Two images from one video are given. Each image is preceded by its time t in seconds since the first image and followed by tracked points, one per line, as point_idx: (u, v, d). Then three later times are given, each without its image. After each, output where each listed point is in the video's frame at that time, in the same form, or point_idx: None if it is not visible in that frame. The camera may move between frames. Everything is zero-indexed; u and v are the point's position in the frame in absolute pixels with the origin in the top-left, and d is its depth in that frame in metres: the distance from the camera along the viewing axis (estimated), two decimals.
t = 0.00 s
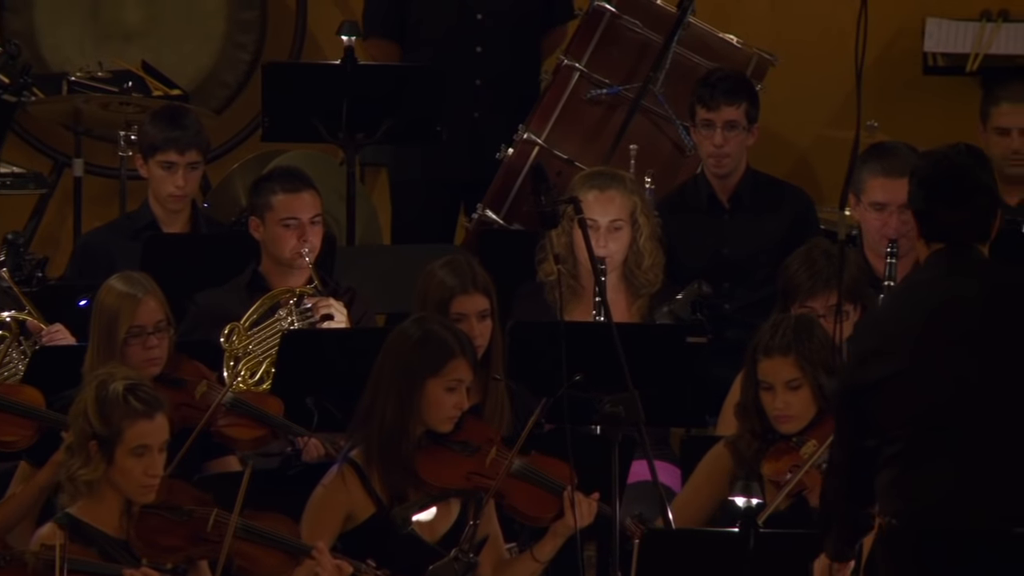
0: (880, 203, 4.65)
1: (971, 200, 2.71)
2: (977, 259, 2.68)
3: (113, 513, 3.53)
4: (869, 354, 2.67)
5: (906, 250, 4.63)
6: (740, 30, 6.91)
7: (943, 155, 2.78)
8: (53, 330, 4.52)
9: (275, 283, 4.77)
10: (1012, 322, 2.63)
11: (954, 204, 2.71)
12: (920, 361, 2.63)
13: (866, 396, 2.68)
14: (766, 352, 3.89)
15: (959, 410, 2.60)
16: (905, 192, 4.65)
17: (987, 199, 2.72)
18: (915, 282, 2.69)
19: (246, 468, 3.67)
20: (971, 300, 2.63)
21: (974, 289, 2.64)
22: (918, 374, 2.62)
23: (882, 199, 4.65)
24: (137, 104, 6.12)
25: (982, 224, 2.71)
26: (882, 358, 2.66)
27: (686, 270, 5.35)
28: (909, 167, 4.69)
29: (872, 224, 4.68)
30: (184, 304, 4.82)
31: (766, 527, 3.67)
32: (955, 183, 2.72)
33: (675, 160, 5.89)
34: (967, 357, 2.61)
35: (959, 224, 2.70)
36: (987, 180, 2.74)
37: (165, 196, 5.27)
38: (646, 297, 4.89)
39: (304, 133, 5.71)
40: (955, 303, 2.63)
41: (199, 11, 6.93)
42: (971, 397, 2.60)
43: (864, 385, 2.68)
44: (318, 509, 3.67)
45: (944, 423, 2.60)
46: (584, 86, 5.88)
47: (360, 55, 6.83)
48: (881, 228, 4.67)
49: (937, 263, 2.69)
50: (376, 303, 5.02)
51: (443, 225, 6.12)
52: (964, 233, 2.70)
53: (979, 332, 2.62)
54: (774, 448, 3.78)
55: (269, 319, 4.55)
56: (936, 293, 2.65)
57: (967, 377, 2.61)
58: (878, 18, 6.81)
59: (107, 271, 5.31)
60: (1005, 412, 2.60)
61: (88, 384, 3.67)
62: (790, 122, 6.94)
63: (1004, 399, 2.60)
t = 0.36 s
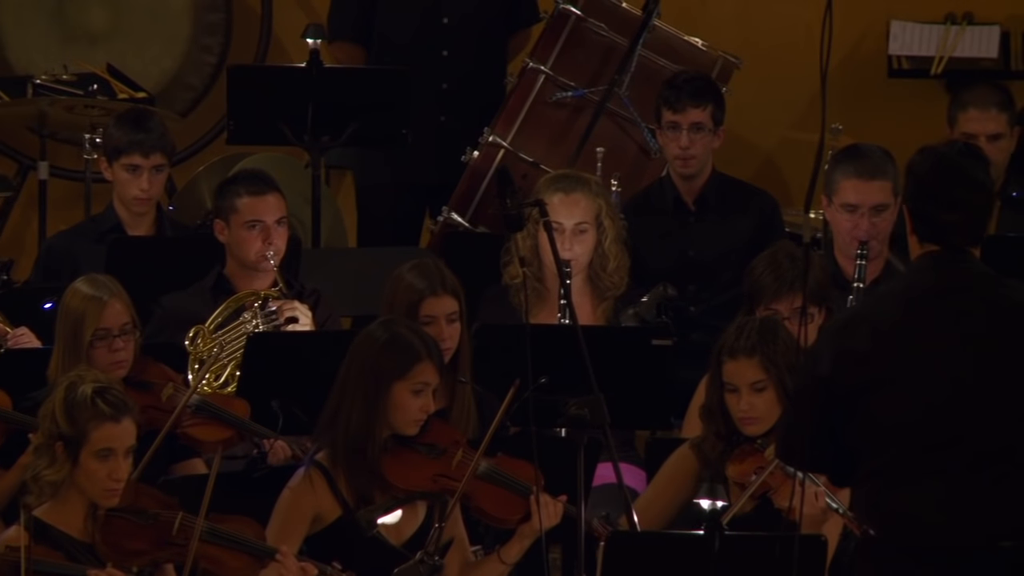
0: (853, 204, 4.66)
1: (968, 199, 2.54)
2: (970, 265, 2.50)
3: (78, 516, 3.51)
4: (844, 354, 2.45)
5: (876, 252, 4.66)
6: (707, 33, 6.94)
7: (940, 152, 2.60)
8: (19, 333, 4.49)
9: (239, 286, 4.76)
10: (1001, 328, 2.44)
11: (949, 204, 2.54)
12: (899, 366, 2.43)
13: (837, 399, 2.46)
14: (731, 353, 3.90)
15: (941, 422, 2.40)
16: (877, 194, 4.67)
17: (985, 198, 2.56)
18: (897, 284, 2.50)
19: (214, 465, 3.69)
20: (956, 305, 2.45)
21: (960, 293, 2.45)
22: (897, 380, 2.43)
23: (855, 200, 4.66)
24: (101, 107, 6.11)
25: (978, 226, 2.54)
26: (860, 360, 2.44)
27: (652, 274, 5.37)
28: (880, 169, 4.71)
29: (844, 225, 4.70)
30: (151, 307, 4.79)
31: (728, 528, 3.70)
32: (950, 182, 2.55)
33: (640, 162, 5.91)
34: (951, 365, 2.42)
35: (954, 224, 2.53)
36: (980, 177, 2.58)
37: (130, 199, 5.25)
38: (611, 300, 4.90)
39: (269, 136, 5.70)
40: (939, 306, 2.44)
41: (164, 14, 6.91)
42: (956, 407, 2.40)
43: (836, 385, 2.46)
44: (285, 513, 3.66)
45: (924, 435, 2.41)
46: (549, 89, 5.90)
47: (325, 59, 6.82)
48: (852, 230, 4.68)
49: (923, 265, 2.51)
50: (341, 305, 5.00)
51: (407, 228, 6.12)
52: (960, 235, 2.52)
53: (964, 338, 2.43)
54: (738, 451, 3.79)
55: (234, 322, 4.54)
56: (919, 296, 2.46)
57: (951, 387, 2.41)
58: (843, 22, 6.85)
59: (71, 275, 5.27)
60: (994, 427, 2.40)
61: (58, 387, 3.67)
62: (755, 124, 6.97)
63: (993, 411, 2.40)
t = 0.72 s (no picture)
0: (822, 206, 4.70)
1: (955, 203, 2.76)
2: (955, 268, 2.73)
3: (44, 518, 3.51)
4: (832, 348, 2.69)
5: (844, 255, 4.70)
6: (671, 36, 6.97)
7: (934, 157, 2.81)
8: None
9: (203, 288, 4.76)
10: (982, 331, 2.67)
11: (939, 208, 2.76)
12: (882, 359, 2.67)
13: (826, 389, 2.70)
14: (694, 356, 3.92)
15: (917, 412, 2.65)
16: (846, 197, 4.70)
17: (972, 202, 2.77)
18: (886, 284, 2.73)
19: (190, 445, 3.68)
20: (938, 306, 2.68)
21: (942, 295, 2.68)
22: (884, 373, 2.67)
23: (824, 202, 4.70)
24: (65, 110, 6.08)
25: (966, 230, 2.76)
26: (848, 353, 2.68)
27: (615, 276, 5.39)
28: (851, 171, 4.74)
29: (813, 228, 4.73)
30: (113, 310, 4.81)
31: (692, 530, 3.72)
32: (942, 186, 2.77)
33: (602, 164, 5.93)
34: (929, 361, 2.66)
35: (947, 227, 2.75)
36: (969, 182, 2.79)
37: (93, 202, 5.23)
38: (574, 303, 4.92)
39: (233, 139, 5.70)
40: (923, 307, 2.68)
41: (127, 16, 6.88)
42: (934, 401, 2.65)
43: (825, 376, 2.69)
44: (251, 516, 3.67)
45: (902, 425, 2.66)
46: (512, 91, 5.90)
47: (289, 61, 6.81)
48: (821, 232, 4.72)
49: (912, 267, 2.73)
50: (304, 308, 5.00)
51: (371, 230, 6.13)
52: (951, 236, 2.74)
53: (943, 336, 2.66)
54: (702, 453, 3.81)
55: (198, 324, 4.52)
56: (905, 296, 2.69)
57: (927, 381, 2.65)
58: (806, 24, 6.88)
59: (32, 277, 5.24)
60: (964, 417, 2.64)
61: (24, 389, 3.67)
62: (718, 127, 7.00)
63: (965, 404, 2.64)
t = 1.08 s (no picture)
0: (785, 208, 4.73)
1: (923, 203, 2.84)
2: (921, 269, 2.79)
3: (11, 518, 3.50)
4: (795, 346, 2.76)
5: (807, 257, 4.73)
6: (633, 38, 6.98)
7: (905, 159, 2.89)
8: None
9: (163, 290, 4.74)
10: (943, 330, 2.72)
11: (907, 208, 2.84)
12: (842, 357, 2.74)
13: (788, 386, 2.77)
14: (656, 358, 3.93)
15: (877, 408, 2.72)
16: (810, 199, 4.73)
17: (940, 203, 2.85)
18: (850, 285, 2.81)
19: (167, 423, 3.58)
20: (900, 306, 2.75)
21: (903, 297, 2.75)
22: (847, 372, 2.74)
23: (787, 204, 4.73)
24: (25, 111, 6.05)
25: (932, 230, 2.83)
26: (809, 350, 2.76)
27: (576, 277, 5.41)
28: (814, 172, 4.77)
29: (775, 229, 4.76)
30: (74, 312, 4.78)
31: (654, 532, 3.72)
32: (910, 187, 2.85)
33: (564, 166, 5.94)
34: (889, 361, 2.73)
35: (914, 227, 2.82)
36: (938, 185, 2.87)
37: (54, 203, 5.21)
38: (535, 304, 4.93)
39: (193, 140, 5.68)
40: (884, 307, 2.75)
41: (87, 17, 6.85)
42: (895, 399, 2.71)
43: (787, 374, 2.77)
44: (216, 518, 3.66)
45: (862, 421, 2.72)
46: (473, 93, 5.92)
47: (250, 63, 6.80)
48: (784, 234, 4.74)
49: (876, 269, 2.81)
50: (265, 310, 4.99)
51: (332, 233, 6.13)
52: (918, 235, 2.82)
53: (903, 336, 2.73)
54: (663, 456, 3.83)
55: (159, 326, 4.51)
56: (868, 297, 2.76)
57: (886, 378, 2.72)
58: (767, 27, 6.92)
59: None
60: (921, 414, 2.70)
61: None
62: (680, 129, 7.02)
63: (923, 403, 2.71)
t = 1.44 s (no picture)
0: (743, 210, 4.75)
1: (869, 205, 2.77)
2: (864, 270, 2.71)
3: None
4: (737, 348, 2.67)
5: (766, 258, 4.75)
6: (593, 39, 7.00)
7: (848, 162, 2.83)
8: None
9: (123, 291, 4.73)
10: (887, 333, 2.64)
11: (851, 208, 2.77)
12: (785, 361, 2.65)
13: (732, 388, 2.67)
14: (616, 359, 3.95)
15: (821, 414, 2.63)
16: (768, 200, 4.76)
17: (884, 205, 2.78)
18: (794, 285, 2.72)
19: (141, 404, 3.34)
20: (847, 307, 2.65)
21: (850, 298, 2.66)
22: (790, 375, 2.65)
23: (746, 205, 4.75)
24: None
25: (877, 232, 2.76)
26: (754, 352, 2.66)
27: (536, 279, 5.43)
28: (773, 174, 4.80)
29: (734, 231, 4.78)
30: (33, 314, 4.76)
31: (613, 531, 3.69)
32: (854, 187, 2.78)
33: (524, 168, 5.96)
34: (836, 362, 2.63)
35: (857, 228, 2.75)
36: (882, 187, 2.80)
37: (14, 204, 5.17)
38: (495, 306, 4.94)
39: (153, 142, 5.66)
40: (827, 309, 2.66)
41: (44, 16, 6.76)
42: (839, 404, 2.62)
43: (732, 375, 2.67)
44: (179, 518, 3.64)
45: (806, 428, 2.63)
46: (433, 95, 5.92)
47: (209, 65, 6.78)
48: (743, 235, 4.77)
49: (820, 269, 2.72)
50: (225, 311, 4.98)
51: (292, 234, 6.12)
52: (861, 236, 2.75)
53: (851, 338, 2.64)
54: (623, 457, 3.85)
55: (118, 328, 4.50)
56: (814, 298, 2.67)
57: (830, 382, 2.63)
58: (727, 29, 6.96)
59: None
60: (869, 418, 2.62)
61: None
62: (640, 131, 7.04)
63: (871, 406, 2.62)
